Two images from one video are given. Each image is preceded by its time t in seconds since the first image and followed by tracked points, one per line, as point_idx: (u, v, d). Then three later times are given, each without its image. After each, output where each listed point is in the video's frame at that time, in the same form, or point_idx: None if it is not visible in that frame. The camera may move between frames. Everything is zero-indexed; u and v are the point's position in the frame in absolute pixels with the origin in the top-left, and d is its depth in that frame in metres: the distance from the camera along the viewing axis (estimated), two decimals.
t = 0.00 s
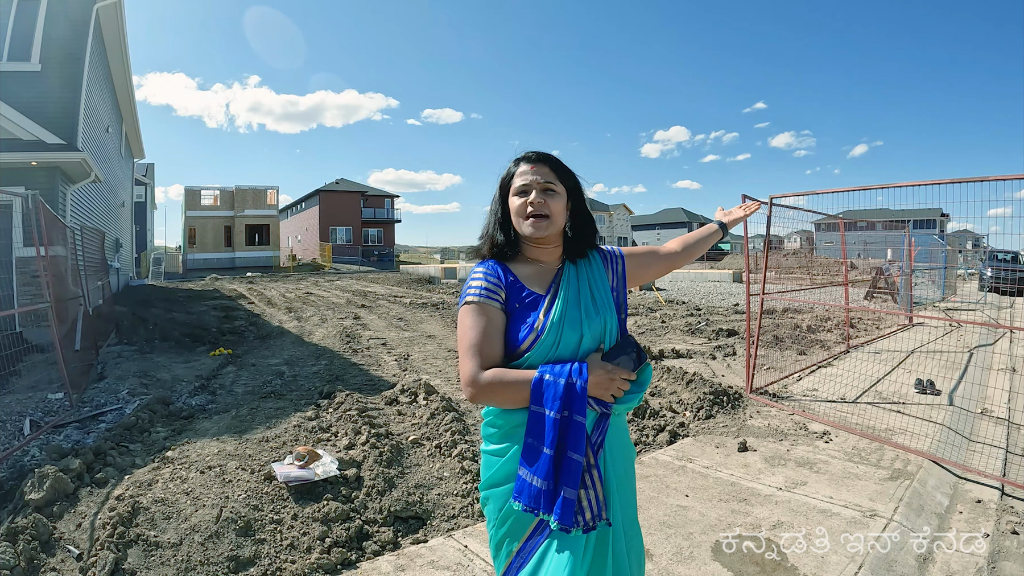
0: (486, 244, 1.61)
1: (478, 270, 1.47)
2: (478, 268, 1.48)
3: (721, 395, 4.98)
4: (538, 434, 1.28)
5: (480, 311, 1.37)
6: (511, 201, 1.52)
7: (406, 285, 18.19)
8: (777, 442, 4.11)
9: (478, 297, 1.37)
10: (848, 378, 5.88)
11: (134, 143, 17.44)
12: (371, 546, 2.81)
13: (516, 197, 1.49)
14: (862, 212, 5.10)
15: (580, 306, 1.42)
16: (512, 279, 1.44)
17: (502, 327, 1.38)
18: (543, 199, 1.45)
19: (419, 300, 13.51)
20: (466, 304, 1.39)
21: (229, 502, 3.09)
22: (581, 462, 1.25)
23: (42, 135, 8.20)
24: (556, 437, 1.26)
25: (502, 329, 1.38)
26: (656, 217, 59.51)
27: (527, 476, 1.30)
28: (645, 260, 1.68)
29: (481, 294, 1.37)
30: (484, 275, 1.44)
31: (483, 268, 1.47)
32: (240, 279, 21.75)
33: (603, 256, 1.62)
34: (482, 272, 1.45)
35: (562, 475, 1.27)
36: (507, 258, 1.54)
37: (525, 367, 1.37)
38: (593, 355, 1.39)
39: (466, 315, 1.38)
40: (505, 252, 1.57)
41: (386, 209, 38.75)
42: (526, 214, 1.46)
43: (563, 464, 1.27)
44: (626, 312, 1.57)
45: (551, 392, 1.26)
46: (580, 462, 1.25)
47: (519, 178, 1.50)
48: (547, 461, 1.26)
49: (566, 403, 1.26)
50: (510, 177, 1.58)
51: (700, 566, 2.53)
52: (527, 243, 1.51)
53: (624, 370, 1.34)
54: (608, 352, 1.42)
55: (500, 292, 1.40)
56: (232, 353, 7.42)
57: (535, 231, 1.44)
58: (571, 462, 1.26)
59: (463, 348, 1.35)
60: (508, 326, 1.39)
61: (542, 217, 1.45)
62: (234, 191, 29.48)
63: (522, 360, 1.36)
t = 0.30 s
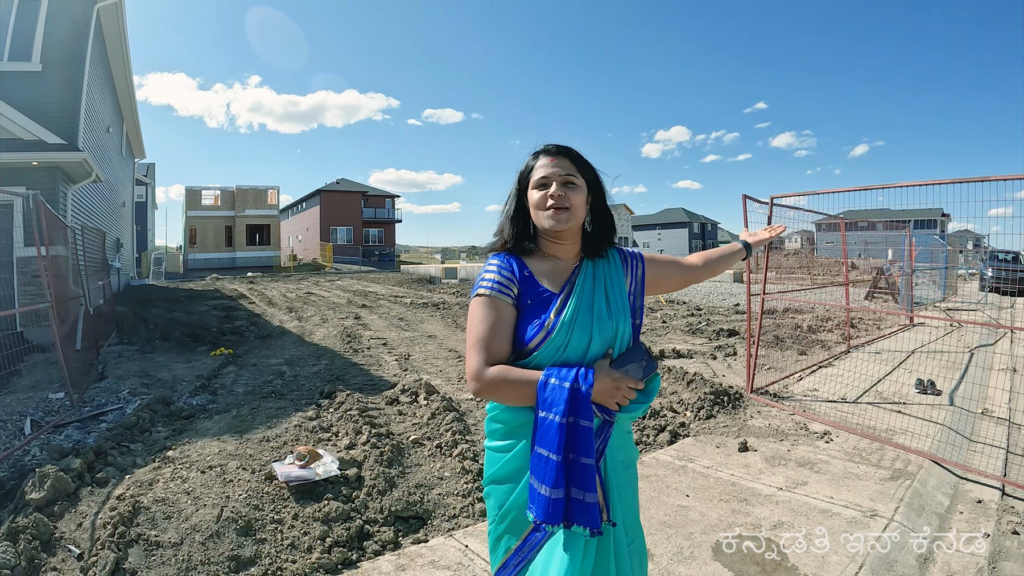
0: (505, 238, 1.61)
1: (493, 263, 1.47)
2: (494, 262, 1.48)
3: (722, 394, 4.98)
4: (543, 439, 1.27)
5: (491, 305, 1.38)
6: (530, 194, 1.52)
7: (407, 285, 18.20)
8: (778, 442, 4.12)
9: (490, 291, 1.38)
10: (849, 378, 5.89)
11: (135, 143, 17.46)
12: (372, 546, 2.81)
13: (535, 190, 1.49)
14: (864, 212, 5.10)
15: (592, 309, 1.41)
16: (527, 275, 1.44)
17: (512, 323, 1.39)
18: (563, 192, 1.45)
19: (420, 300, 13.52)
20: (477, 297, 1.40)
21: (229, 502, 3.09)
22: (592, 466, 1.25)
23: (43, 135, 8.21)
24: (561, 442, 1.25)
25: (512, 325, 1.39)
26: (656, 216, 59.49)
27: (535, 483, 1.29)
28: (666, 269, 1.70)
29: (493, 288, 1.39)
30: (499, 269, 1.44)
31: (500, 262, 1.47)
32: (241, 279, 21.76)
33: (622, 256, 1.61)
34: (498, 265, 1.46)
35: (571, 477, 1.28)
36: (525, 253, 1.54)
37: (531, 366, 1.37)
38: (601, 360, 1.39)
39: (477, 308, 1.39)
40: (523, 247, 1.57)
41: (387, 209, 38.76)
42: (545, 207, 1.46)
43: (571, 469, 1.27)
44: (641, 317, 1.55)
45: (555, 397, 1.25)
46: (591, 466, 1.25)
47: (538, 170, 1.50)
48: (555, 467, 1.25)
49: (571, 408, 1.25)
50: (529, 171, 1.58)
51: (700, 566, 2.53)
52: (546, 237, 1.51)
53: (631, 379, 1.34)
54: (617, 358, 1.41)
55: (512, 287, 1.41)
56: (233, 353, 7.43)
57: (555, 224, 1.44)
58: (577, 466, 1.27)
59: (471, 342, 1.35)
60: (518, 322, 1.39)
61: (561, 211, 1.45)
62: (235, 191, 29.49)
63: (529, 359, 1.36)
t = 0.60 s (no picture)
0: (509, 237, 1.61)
1: (494, 266, 1.47)
2: (498, 263, 1.48)
3: (723, 394, 4.98)
4: (534, 451, 1.28)
5: (491, 311, 1.38)
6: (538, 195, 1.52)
7: (408, 285, 18.20)
8: (779, 442, 4.11)
9: (490, 296, 1.38)
10: (850, 378, 5.88)
11: (135, 143, 17.47)
12: (373, 545, 2.81)
13: (544, 191, 1.49)
14: (864, 212, 5.11)
15: (593, 321, 1.41)
16: (529, 280, 1.44)
17: (511, 329, 1.39)
18: (572, 195, 1.45)
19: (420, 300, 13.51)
20: (477, 301, 1.40)
21: (230, 502, 3.09)
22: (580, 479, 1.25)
23: (45, 135, 8.22)
24: (551, 454, 1.25)
25: (509, 332, 1.39)
26: (657, 216, 59.47)
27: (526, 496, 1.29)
28: (675, 276, 1.70)
29: (493, 293, 1.38)
30: (501, 272, 1.44)
31: (502, 264, 1.47)
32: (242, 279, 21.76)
33: (627, 260, 1.62)
34: (501, 268, 1.45)
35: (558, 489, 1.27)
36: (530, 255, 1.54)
37: (528, 374, 1.39)
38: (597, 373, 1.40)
39: (475, 312, 1.39)
40: (528, 248, 1.57)
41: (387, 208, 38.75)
42: (554, 209, 1.46)
43: (558, 482, 1.26)
44: (642, 326, 1.57)
45: (549, 410, 1.27)
46: (580, 479, 1.25)
47: (548, 171, 1.50)
48: (545, 478, 1.25)
49: (563, 421, 1.26)
50: (537, 170, 1.58)
51: (701, 566, 2.53)
52: (552, 240, 1.50)
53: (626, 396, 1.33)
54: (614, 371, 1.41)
55: (512, 293, 1.40)
56: (234, 353, 7.43)
57: (562, 226, 1.43)
58: (567, 479, 1.26)
59: (468, 346, 1.37)
60: (516, 329, 1.39)
61: (569, 214, 1.45)
62: (235, 191, 29.49)
63: (526, 367, 1.38)
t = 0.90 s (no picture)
0: (502, 238, 1.62)
1: (485, 268, 1.49)
2: (489, 266, 1.50)
3: (724, 394, 4.97)
4: (514, 453, 1.28)
5: (480, 312, 1.40)
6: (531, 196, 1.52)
7: (409, 284, 18.19)
8: (780, 442, 4.11)
9: (478, 298, 1.41)
10: (851, 378, 5.88)
11: (136, 143, 17.48)
12: (374, 545, 2.81)
13: (537, 193, 1.49)
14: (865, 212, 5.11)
15: (580, 322, 1.40)
16: (517, 282, 1.45)
17: (499, 331, 1.41)
18: (565, 198, 1.45)
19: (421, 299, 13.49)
20: (467, 302, 1.43)
21: (230, 502, 3.09)
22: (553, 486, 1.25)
23: (46, 135, 8.22)
24: (530, 458, 1.26)
25: (498, 333, 1.41)
26: (657, 216, 59.46)
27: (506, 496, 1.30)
28: (672, 279, 1.69)
29: (481, 295, 1.41)
30: (491, 275, 1.46)
31: (491, 267, 1.49)
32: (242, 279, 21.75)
33: (621, 262, 1.60)
34: (492, 271, 1.47)
35: (532, 494, 1.28)
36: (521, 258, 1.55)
37: (515, 375, 1.39)
38: (583, 375, 1.39)
39: (465, 314, 1.42)
40: (520, 250, 1.57)
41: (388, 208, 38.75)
42: (545, 212, 1.46)
43: (532, 487, 1.27)
44: (633, 327, 1.56)
45: (529, 413, 1.27)
46: (551, 486, 1.26)
47: (542, 173, 1.50)
48: (520, 481, 1.27)
49: (544, 425, 1.26)
50: (532, 171, 1.58)
51: (702, 566, 2.53)
52: (543, 242, 1.50)
53: (610, 401, 1.30)
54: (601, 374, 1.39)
55: (500, 295, 1.43)
56: (234, 353, 7.43)
57: (553, 230, 1.43)
58: (542, 485, 1.27)
59: (458, 347, 1.40)
60: (503, 331, 1.42)
61: (561, 217, 1.45)
62: (236, 191, 29.49)
63: (512, 369, 1.39)
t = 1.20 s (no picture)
0: (501, 238, 1.63)
1: (480, 268, 1.52)
2: (486, 266, 1.52)
3: (725, 394, 4.97)
4: (503, 452, 1.31)
5: (474, 311, 1.43)
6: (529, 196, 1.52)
7: (409, 284, 18.18)
8: (781, 442, 4.11)
9: (473, 298, 1.44)
10: (852, 378, 5.87)
11: (136, 143, 17.48)
12: (375, 545, 2.81)
13: (535, 194, 1.49)
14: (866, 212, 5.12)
15: (573, 323, 1.39)
16: (512, 283, 1.47)
17: (492, 330, 1.44)
18: (563, 200, 1.44)
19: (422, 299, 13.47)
20: (463, 301, 1.46)
21: (231, 501, 3.09)
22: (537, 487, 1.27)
23: (46, 135, 8.22)
24: (515, 458, 1.28)
25: (491, 332, 1.44)
26: (657, 216, 59.47)
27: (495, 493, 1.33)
28: (671, 284, 1.69)
29: (476, 295, 1.44)
30: (486, 276, 1.48)
31: (488, 267, 1.51)
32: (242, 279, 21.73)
33: (621, 263, 1.59)
34: (489, 272, 1.49)
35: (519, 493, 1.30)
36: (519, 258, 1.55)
37: (506, 375, 1.41)
38: (573, 378, 1.38)
39: (460, 313, 1.45)
40: (518, 250, 1.58)
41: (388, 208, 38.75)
42: (542, 213, 1.46)
43: (516, 487, 1.29)
44: (629, 330, 1.55)
45: (514, 414, 1.28)
46: (534, 487, 1.28)
47: (541, 173, 1.50)
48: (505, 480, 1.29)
49: (528, 426, 1.27)
50: (532, 171, 1.58)
51: (704, 566, 2.52)
52: (541, 243, 1.51)
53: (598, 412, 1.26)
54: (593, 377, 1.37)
55: (494, 296, 1.45)
56: (235, 352, 7.42)
57: (549, 230, 1.44)
58: (527, 485, 1.29)
59: (452, 345, 1.43)
60: (497, 330, 1.44)
61: (559, 218, 1.45)
62: (237, 191, 29.49)
63: (503, 368, 1.40)
